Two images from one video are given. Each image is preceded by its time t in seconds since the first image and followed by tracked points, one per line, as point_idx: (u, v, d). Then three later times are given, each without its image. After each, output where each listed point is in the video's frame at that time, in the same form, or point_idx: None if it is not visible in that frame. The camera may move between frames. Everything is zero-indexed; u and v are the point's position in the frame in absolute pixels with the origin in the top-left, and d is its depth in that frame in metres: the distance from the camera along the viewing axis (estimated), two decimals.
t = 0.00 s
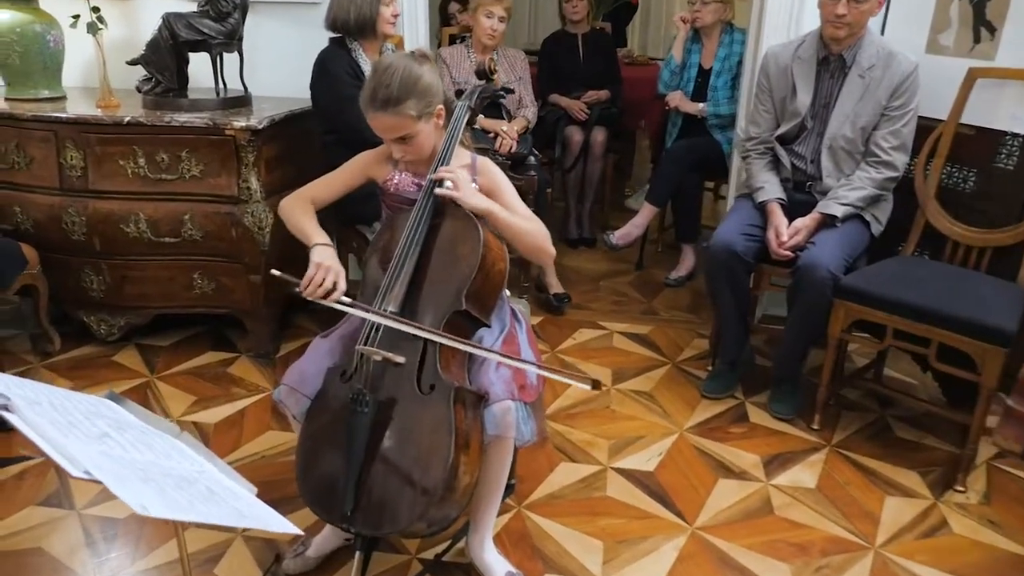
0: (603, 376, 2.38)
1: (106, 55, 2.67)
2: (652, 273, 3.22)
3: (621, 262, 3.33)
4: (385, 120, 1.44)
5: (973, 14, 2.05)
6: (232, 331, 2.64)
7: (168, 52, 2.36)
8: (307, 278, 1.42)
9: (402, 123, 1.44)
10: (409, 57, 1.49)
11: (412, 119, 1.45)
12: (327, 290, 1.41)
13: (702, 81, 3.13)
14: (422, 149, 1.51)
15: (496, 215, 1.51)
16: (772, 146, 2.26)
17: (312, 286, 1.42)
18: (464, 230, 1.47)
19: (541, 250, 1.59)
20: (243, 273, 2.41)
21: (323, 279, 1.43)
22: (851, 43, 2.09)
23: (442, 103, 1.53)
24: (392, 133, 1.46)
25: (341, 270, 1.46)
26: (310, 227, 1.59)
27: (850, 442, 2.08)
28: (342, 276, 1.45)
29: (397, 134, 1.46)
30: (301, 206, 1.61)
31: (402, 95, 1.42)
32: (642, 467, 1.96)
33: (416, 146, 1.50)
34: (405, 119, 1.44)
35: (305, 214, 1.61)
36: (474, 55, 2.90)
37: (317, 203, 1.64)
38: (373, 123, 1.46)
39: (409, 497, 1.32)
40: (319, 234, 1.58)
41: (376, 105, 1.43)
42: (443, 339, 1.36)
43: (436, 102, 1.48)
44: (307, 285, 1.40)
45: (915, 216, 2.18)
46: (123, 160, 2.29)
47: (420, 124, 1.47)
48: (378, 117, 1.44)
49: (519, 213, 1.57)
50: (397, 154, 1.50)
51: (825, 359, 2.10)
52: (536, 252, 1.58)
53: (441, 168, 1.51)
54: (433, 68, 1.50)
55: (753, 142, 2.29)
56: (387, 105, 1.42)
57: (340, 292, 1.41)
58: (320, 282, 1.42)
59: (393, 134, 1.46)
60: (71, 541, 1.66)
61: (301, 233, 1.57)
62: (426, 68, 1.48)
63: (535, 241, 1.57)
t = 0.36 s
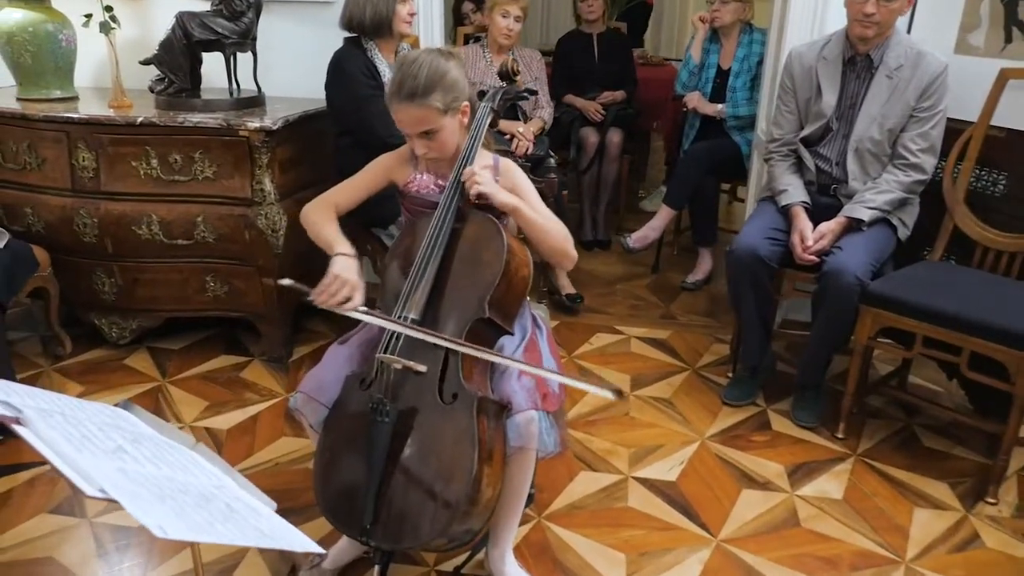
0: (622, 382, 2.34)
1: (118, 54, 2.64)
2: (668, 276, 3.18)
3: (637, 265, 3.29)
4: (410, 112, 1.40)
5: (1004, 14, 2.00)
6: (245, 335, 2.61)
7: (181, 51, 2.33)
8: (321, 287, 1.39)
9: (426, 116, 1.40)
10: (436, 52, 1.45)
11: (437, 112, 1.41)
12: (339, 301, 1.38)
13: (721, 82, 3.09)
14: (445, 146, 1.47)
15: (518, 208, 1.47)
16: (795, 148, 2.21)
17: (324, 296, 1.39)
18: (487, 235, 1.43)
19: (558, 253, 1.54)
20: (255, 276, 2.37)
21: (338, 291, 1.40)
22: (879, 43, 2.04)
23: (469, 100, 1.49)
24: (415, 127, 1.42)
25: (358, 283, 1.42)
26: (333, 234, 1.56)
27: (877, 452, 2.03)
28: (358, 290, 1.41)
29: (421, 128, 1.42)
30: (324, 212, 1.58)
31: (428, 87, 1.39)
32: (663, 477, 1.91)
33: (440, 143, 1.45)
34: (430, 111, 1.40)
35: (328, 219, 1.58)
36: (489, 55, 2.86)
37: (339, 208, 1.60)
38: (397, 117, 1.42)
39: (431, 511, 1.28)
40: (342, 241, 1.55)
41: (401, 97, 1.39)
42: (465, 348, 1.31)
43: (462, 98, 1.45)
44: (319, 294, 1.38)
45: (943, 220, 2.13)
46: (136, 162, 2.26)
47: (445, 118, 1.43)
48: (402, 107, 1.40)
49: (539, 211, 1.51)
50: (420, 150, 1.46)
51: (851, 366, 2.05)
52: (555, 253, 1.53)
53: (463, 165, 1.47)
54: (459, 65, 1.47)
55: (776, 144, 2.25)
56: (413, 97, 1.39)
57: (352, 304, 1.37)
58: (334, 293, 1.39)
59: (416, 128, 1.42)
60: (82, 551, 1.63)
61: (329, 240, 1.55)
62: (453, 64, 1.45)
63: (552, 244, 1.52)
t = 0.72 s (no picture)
0: (640, 389, 2.30)
1: (130, 56, 2.62)
2: (684, 280, 3.14)
3: (652, 269, 3.25)
4: (443, 85, 1.37)
5: None
6: (258, 339, 2.58)
7: (194, 53, 2.30)
8: (285, 283, 1.35)
9: (459, 91, 1.38)
10: (471, 40, 1.46)
11: (471, 89, 1.38)
12: (303, 297, 1.33)
13: (738, 83, 3.05)
14: (474, 131, 1.43)
15: (542, 213, 1.43)
16: (818, 151, 2.17)
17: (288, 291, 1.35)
18: (511, 242, 1.40)
19: (580, 256, 1.49)
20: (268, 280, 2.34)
21: (301, 287, 1.35)
22: (905, 44, 2.00)
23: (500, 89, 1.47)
24: (447, 102, 1.39)
25: (324, 278, 1.38)
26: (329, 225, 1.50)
27: (902, 462, 1.98)
28: (323, 284, 1.37)
29: (453, 103, 1.39)
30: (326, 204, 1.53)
31: (463, 64, 1.38)
32: (685, 487, 1.88)
33: (469, 124, 1.42)
34: (463, 86, 1.37)
35: (328, 211, 1.52)
36: (503, 56, 2.83)
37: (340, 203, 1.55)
38: (429, 91, 1.40)
39: (453, 526, 1.25)
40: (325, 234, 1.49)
41: (437, 69, 1.38)
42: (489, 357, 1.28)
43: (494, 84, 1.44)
44: (282, 290, 1.33)
45: (970, 226, 2.08)
46: (148, 165, 2.24)
47: (477, 98, 1.40)
48: (434, 82, 1.38)
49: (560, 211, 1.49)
50: (449, 129, 1.41)
51: (875, 375, 2.01)
52: (577, 260, 1.49)
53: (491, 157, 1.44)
54: (492, 55, 1.47)
55: (798, 147, 2.21)
56: (449, 69, 1.37)
57: (317, 300, 1.33)
58: (297, 289, 1.35)
59: (448, 103, 1.38)
60: (95, 563, 1.60)
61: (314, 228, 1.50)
62: (486, 53, 1.45)
63: (573, 245, 1.47)
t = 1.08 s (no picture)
0: (655, 395, 2.27)
1: (142, 56, 2.60)
2: (698, 284, 3.11)
3: (665, 273, 3.21)
4: (448, 108, 1.34)
5: None
6: (268, 342, 2.56)
7: (206, 54, 2.28)
8: (381, 301, 1.32)
9: (465, 112, 1.34)
10: (478, 52, 1.42)
11: (477, 110, 1.35)
12: (404, 316, 1.31)
13: (754, 86, 3.01)
14: (484, 149, 1.40)
15: (560, 230, 1.41)
16: (838, 155, 2.14)
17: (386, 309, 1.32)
18: (527, 246, 1.37)
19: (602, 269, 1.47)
20: (278, 283, 2.32)
21: (400, 304, 1.33)
22: (929, 46, 1.96)
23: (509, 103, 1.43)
24: (454, 125, 1.35)
25: (419, 294, 1.35)
26: (375, 243, 1.49)
27: (924, 473, 1.94)
28: (419, 302, 1.34)
29: (460, 125, 1.35)
30: (359, 222, 1.51)
31: (468, 83, 1.34)
32: (702, 497, 1.84)
33: (478, 143, 1.39)
34: (469, 107, 1.34)
35: (365, 229, 1.51)
36: (517, 57, 2.80)
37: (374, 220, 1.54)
38: (435, 114, 1.36)
39: (469, 539, 1.22)
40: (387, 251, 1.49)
41: (441, 91, 1.34)
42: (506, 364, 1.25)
43: (502, 99, 1.39)
44: (381, 309, 1.31)
45: (994, 231, 2.04)
46: (160, 166, 2.22)
47: (484, 117, 1.37)
48: (439, 105, 1.35)
49: (580, 225, 1.47)
50: (456, 151, 1.39)
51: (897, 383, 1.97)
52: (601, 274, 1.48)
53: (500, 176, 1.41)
54: (500, 65, 1.43)
55: (817, 150, 2.17)
56: (453, 91, 1.34)
57: (416, 318, 1.30)
58: (396, 306, 1.32)
59: (455, 125, 1.35)
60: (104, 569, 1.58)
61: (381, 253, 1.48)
62: (494, 64, 1.40)
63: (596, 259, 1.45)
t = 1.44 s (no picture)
0: (672, 400, 2.23)
1: (158, 55, 2.59)
2: (716, 287, 3.06)
3: (683, 275, 3.17)
4: (459, 125, 1.31)
5: None
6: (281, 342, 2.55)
7: (221, 52, 2.26)
8: (356, 300, 1.26)
9: (476, 130, 1.31)
10: (491, 60, 1.36)
11: (488, 126, 1.31)
12: (376, 313, 1.24)
13: (775, 86, 2.96)
14: (496, 163, 1.37)
15: (581, 227, 1.36)
16: (864, 157, 2.08)
17: (355, 306, 1.26)
18: (547, 251, 1.34)
19: (634, 257, 1.40)
20: (292, 283, 2.30)
21: (373, 303, 1.27)
22: (958, 45, 1.91)
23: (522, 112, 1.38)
24: (464, 142, 1.32)
25: (393, 295, 1.30)
26: (367, 237, 1.46)
27: (950, 485, 1.89)
28: (393, 302, 1.29)
29: (469, 142, 1.32)
30: (362, 215, 1.49)
31: (479, 99, 1.29)
32: (720, 507, 1.80)
33: (490, 158, 1.35)
34: (480, 125, 1.30)
35: (368, 221, 1.49)
36: (534, 56, 2.76)
37: (378, 210, 1.51)
38: (445, 129, 1.33)
39: (482, 549, 1.18)
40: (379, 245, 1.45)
41: (450, 107, 1.30)
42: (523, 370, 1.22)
43: (516, 111, 1.35)
44: (353, 306, 1.24)
45: None
46: (174, 165, 2.21)
47: (496, 133, 1.33)
48: (449, 121, 1.31)
49: (601, 215, 1.42)
50: (467, 165, 1.36)
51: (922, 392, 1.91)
52: (632, 265, 1.41)
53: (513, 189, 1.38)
54: (515, 74, 1.38)
55: (842, 152, 2.11)
56: (463, 108, 1.29)
57: (387, 315, 1.24)
58: (369, 305, 1.27)
59: (464, 142, 1.32)
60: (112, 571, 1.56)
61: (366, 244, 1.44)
62: (509, 73, 1.36)
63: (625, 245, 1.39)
